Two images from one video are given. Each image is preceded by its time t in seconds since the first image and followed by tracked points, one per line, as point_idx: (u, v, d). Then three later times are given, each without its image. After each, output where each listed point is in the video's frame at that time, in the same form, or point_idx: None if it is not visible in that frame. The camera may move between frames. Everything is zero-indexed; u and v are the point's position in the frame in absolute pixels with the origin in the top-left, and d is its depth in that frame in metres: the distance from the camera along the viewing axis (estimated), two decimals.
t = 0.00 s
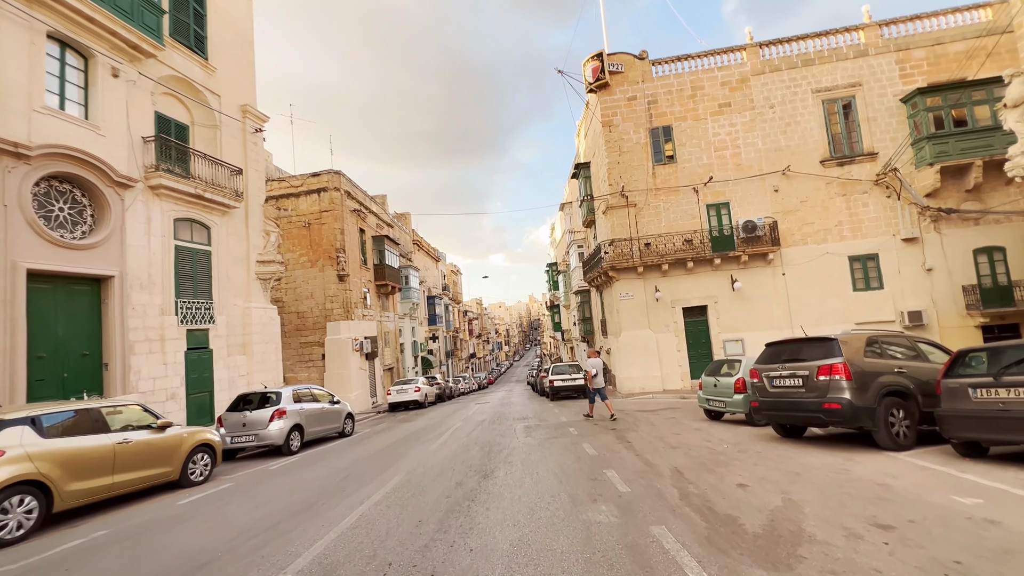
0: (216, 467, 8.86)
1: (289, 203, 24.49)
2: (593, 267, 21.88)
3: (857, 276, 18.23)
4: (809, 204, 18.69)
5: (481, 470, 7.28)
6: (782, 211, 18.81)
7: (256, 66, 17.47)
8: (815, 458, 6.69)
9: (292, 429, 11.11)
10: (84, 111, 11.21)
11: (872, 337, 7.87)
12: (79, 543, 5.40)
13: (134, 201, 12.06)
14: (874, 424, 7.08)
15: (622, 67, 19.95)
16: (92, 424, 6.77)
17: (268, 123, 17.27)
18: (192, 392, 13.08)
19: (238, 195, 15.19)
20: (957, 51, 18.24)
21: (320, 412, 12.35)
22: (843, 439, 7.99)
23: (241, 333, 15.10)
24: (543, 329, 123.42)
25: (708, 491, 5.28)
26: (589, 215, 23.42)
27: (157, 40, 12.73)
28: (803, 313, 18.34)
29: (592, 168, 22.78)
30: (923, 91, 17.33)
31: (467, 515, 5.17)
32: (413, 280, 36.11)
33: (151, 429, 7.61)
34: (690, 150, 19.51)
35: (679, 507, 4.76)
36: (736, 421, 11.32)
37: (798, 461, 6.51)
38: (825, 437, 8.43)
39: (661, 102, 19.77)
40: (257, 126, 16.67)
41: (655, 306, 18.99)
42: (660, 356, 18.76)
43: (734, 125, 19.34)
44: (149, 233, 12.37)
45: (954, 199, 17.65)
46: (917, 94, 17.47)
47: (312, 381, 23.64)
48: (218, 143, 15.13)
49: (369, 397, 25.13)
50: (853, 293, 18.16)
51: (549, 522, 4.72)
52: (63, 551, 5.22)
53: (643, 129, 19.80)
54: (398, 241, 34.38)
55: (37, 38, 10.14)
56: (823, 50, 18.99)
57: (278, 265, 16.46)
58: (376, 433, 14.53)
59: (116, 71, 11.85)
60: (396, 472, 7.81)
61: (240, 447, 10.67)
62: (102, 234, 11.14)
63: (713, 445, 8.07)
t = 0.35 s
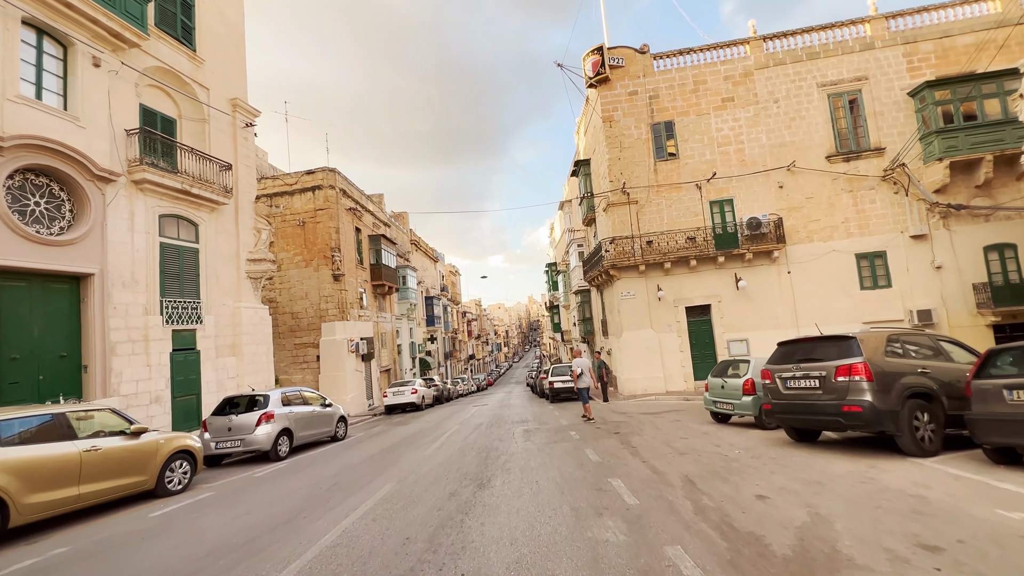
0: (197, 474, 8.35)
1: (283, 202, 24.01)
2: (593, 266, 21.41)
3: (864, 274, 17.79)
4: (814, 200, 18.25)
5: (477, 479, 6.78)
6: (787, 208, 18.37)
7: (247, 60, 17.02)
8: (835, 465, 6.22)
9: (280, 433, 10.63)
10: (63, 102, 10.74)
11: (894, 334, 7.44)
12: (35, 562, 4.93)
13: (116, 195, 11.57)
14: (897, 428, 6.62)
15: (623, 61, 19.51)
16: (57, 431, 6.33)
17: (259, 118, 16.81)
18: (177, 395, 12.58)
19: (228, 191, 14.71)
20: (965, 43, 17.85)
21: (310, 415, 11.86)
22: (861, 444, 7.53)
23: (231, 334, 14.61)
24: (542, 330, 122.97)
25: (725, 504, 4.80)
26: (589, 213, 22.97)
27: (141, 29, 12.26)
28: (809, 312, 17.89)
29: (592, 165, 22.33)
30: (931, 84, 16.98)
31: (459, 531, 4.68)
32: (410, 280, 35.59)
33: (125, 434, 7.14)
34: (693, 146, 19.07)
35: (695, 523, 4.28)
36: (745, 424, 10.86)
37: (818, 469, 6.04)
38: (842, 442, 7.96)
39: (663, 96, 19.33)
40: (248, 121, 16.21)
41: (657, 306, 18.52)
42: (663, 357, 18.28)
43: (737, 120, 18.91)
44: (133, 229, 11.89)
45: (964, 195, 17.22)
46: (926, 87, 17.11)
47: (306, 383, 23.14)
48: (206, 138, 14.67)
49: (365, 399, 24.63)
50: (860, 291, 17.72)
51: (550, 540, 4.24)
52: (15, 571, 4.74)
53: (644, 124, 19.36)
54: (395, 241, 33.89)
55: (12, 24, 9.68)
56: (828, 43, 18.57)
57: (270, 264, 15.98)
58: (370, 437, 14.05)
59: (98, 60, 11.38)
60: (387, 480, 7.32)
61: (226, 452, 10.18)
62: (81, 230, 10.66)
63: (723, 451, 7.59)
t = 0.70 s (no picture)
0: (177, 484, 7.87)
1: (280, 202, 23.59)
2: (595, 266, 20.95)
3: (874, 274, 17.32)
4: (822, 198, 17.80)
5: (474, 490, 6.31)
6: (794, 207, 17.91)
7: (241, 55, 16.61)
8: (862, 477, 5.73)
9: (269, 439, 10.16)
10: (45, 94, 10.31)
11: (921, 335, 6.97)
12: None
13: (101, 191, 11.14)
14: (926, 436, 6.15)
15: (626, 57, 19.10)
16: (19, 440, 5.89)
17: (253, 115, 16.40)
18: (164, 398, 12.11)
19: (219, 188, 14.28)
20: (977, 38, 17.44)
21: (302, 420, 11.39)
22: (885, 452, 7.05)
23: (222, 336, 14.17)
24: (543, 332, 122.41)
25: (747, 522, 4.32)
26: (591, 213, 22.51)
27: (127, 20, 11.85)
28: (817, 313, 17.43)
29: (594, 164, 21.90)
30: (942, 79, 16.53)
31: (452, 552, 4.21)
32: (410, 282, 35.12)
33: (98, 442, 6.69)
34: (697, 143, 18.63)
35: (716, 546, 3.80)
36: (756, 429, 10.38)
37: (845, 481, 5.56)
38: (864, 450, 7.47)
39: (666, 93, 18.91)
40: (241, 117, 15.80)
41: (661, 307, 18.04)
42: (668, 360, 17.80)
43: (743, 117, 18.47)
44: (119, 227, 11.47)
45: (977, 193, 16.75)
46: (937, 82, 16.66)
47: (302, 386, 22.68)
48: (198, 134, 14.26)
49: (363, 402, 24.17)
50: (870, 292, 17.25)
51: (553, 565, 3.76)
52: None
53: (647, 121, 18.92)
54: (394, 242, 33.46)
55: None
56: (836, 38, 18.13)
57: (263, 264, 15.54)
58: (364, 442, 13.57)
59: (83, 52, 10.97)
60: (378, 491, 6.85)
61: (211, 459, 9.71)
62: (63, 226, 10.22)
63: (738, 459, 7.10)
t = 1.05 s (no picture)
0: (155, 495, 7.39)
1: (277, 203, 23.20)
2: (598, 268, 20.48)
3: (886, 275, 16.83)
4: (832, 197, 17.33)
5: (470, 505, 5.81)
6: (803, 206, 17.44)
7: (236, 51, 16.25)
8: (894, 491, 5.23)
9: (258, 447, 9.68)
10: (27, 86, 9.90)
11: (952, 336, 6.50)
12: None
13: (85, 188, 10.73)
14: (963, 446, 5.66)
15: (629, 54, 18.69)
16: None
17: (248, 112, 16.02)
18: (151, 403, 11.66)
19: (212, 186, 13.87)
20: (989, 32, 17.02)
21: (294, 426, 10.92)
22: (914, 462, 6.54)
23: (213, 338, 13.73)
24: (545, 336, 121.80)
25: (775, 547, 3.83)
26: (593, 213, 22.06)
27: (116, 11, 11.56)
28: (827, 315, 16.92)
29: (596, 163, 21.46)
30: (955, 74, 16.08)
31: None
32: (410, 284, 34.68)
33: (65, 451, 6.22)
34: (703, 141, 18.18)
35: None
36: (768, 436, 9.87)
37: (876, 496, 5.06)
38: (889, 460, 6.96)
39: (671, 90, 18.48)
40: (235, 114, 15.42)
41: (666, 309, 17.55)
42: (673, 363, 17.29)
43: (749, 114, 18.02)
44: (104, 225, 11.05)
45: (992, 191, 16.25)
46: (949, 77, 16.25)
47: (299, 390, 22.22)
48: (190, 130, 13.87)
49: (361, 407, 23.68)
50: (881, 293, 16.75)
51: None
52: None
53: (651, 119, 18.48)
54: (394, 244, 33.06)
55: None
56: (845, 33, 17.69)
57: (257, 264, 15.13)
58: (359, 448, 13.10)
59: (67, 43, 10.59)
60: (366, 504, 6.41)
61: (196, 468, 9.23)
62: (44, 224, 9.80)
63: (754, 470, 6.61)
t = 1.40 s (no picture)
0: (129, 508, 6.92)
1: (272, 203, 22.80)
2: (600, 268, 20.01)
3: (897, 274, 16.34)
4: (840, 194, 16.86)
5: (463, 521, 5.32)
6: (810, 203, 16.98)
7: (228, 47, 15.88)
8: (930, 506, 4.74)
9: (244, 454, 9.21)
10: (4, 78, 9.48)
11: (984, 335, 6.03)
12: None
13: (67, 184, 10.32)
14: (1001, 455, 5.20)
15: (630, 49, 18.28)
16: None
17: (240, 109, 15.63)
18: (136, 408, 11.20)
19: (201, 184, 13.45)
20: (1001, 25, 16.60)
21: (283, 433, 10.45)
22: (943, 472, 6.06)
23: (203, 341, 13.29)
24: (547, 339, 121.22)
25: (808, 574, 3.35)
26: (594, 213, 21.61)
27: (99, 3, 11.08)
28: (836, 316, 16.43)
29: (598, 162, 21.05)
30: (967, 67, 15.61)
31: None
32: (410, 287, 34.24)
33: (28, 462, 5.75)
34: (707, 138, 17.74)
35: None
36: (781, 442, 9.38)
37: (911, 512, 4.57)
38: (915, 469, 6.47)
39: (674, 86, 18.06)
40: (227, 111, 15.03)
41: (670, 310, 17.07)
42: (678, 366, 16.79)
43: (755, 110, 17.59)
44: (87, 224, 10.63)
45: (1006, 187, 15.78)
46: (960, 70, 15.73)
47: (295, 394, 21.74)
48: (179, 127, 13.48)
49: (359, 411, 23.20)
50: (892, 293, 16.26)
51: None
52: None
53: (654, 115, 18.06)
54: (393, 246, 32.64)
55: None
56: (852, 27, 17.27)
57: (249, 265, 14.70)
58: (354, 455, 12.62)
59: (48, 35, 10.19)
60: (354, 517, 5.93)
61: (178, 477, 8.76)
62: (21, 221, 9.37)
63: (770, 480, 6.12)
